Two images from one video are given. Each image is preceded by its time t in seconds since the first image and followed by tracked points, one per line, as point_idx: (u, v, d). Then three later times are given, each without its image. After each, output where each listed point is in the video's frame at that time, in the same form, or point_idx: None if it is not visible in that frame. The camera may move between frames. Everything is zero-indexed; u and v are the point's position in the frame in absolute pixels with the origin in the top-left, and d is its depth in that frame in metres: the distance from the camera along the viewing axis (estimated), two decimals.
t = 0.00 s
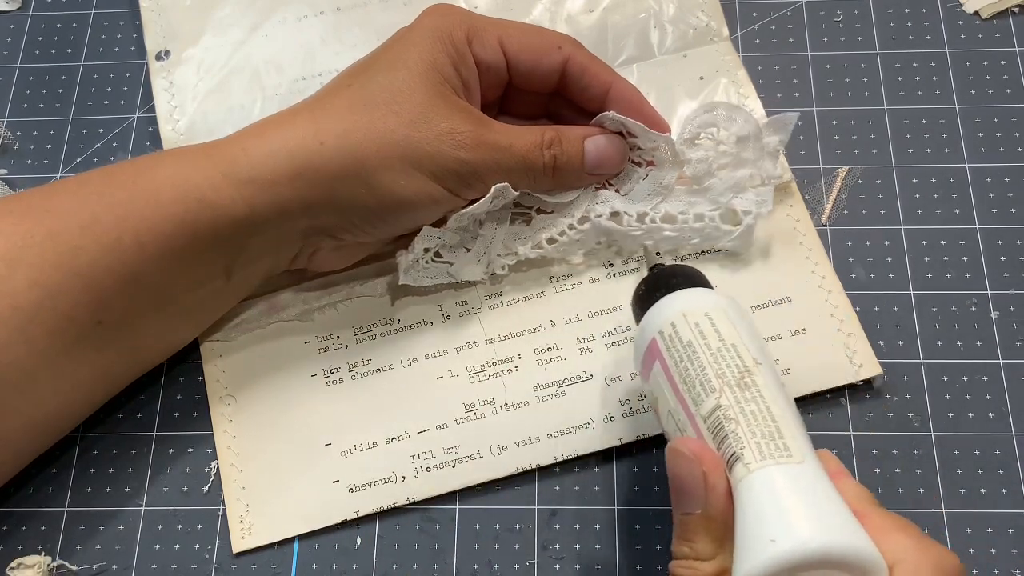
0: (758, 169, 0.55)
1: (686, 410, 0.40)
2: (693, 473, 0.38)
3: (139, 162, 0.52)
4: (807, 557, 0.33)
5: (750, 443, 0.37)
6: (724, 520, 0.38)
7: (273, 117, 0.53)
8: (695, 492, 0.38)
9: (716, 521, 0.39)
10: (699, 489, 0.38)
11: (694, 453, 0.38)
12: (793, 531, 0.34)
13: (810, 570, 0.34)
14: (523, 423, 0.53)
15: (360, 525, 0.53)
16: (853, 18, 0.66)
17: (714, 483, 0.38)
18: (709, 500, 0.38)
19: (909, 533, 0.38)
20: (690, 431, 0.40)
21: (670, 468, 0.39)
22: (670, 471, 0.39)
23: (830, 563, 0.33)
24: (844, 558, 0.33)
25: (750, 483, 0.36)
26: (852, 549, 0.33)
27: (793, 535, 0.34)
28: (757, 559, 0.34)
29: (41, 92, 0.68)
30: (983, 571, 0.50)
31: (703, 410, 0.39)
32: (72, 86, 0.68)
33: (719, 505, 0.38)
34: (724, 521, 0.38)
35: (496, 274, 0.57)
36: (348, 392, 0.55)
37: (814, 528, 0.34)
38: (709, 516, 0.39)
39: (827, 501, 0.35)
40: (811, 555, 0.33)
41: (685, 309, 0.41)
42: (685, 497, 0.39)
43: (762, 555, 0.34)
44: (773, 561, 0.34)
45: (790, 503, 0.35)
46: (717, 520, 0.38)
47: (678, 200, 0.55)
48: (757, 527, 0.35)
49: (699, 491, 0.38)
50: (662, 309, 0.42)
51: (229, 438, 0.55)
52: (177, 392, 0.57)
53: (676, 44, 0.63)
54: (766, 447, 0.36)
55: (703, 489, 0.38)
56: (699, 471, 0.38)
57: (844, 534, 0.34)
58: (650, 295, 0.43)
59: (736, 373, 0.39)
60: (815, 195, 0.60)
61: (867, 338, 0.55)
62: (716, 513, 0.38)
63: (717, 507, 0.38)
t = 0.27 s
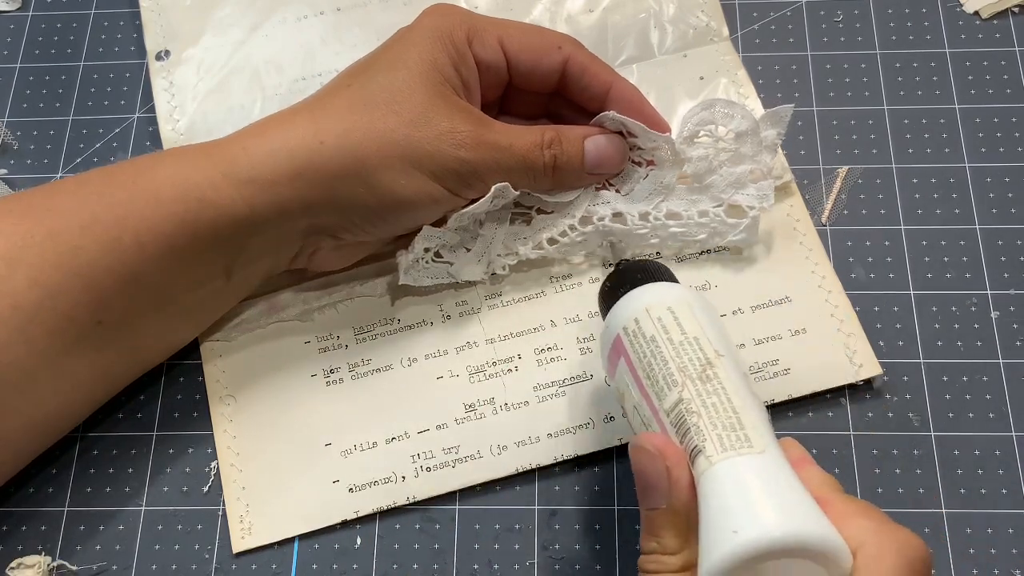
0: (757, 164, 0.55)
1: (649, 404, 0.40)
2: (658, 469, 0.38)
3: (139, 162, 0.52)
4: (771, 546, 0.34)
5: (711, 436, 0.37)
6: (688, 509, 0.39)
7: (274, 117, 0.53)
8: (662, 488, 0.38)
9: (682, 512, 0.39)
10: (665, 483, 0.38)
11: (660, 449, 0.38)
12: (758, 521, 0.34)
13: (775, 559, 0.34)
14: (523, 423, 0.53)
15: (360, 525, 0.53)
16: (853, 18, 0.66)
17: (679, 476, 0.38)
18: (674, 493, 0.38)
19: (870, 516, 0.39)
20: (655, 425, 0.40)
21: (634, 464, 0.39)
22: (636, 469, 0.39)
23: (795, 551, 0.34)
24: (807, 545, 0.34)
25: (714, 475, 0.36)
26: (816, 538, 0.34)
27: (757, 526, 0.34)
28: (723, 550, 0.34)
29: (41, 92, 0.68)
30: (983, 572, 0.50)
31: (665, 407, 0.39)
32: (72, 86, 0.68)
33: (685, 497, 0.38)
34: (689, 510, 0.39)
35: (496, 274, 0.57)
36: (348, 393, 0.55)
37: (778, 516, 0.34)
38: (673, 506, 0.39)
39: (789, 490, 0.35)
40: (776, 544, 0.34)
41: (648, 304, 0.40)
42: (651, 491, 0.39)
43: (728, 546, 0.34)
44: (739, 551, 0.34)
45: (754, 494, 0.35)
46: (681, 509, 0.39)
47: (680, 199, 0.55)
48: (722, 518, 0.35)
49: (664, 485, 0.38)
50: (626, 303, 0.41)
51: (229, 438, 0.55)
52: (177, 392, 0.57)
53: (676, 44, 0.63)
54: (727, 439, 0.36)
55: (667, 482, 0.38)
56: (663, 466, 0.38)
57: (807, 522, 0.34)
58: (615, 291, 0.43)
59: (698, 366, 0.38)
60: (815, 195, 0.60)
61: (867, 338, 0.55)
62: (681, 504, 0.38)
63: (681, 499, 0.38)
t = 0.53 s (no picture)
0: (758, 164, 0.55)
1: (611, 415, 0.40)
2: (622, 483, 0.38)
3: (138, 162, 0.52)
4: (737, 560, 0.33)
5: (674, 451, 0.36)
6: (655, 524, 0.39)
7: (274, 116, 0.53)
8: (629, 502, 0.38)
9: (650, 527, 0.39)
10: (629, 496, 0.38)
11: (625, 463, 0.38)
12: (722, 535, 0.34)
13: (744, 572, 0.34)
14: (523, 423, 0.53)
15: (360, 525, 0.53)
16: (853, 18, 0.66)
17: (644, 491, 0.38)
18: (639, 507, 0.38)
19: (835, 521, 0.39)
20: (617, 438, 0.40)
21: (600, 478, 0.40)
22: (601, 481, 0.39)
23: (762, 562, 0.34)
24: (773, 557, 0.33)
25: (678, 489, 0.36)
26: (787, 549, 0.34)
27: (724, 539, 0.34)
28: (691, 565, 0.34)
29: (41, 92, 0.68)
30: (983, 572, 0.50)
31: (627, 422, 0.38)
32: (72, 86, 0.68)
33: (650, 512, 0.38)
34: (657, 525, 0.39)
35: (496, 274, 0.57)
36: (348, 393, 0.54)
37: (744, 529, 0.34)
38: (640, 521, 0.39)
39: (753, 500, 0.35)
40: (744, 556, 0.33)
41: (605, 317, 0.40)
42: (618, 505, 0.39)
43: (696, 561, 0.34)
44: (707, 567, 0.34)
45: (720, 507, 0.34)
46: (649, 524, 0.39)
47: (679, 199, 0.55)
48: (688, 533, 0.35)
49: (629, 500, 0.38)
50: (586, 316, 0.41)
51: (229, 438, 0.54)
52: (177, 392, 0.57)
53: (676, 44, 0.63)
54: (690, 453, 0.36)
55: (632, 497, 0.38)
56: (628, 480, 0.38)
57: (772, 532, 0.34)
58: (574, 303, 0.43)
59: (659, 378, 0.38)
60: (815, 195, 0.60)
61: (867, 338, 0.55)
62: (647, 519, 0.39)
63: (647, 513, 0.38)
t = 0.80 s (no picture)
0: (758, 163, 0.55)
1: (617, 416, 0.40)
2: (630, 483, 0.38)
3: (139, 162, 0.52)
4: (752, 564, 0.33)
5: (682, 452, 0.36)
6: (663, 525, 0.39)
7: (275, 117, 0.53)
8: (634, 503, 0.38)
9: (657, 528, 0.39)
10: (637, 497, 0.38)
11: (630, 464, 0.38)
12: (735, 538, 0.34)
13: None
14: (523, 423, 0.53)
15: (360, 525, 0.53)
16: (853, 18, 0.66)
17: (651, 492, 0.38)
18: (646, 508, 0.38)
19: (842, 524, 0.39)
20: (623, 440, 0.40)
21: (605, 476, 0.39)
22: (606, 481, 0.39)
23: (774, 567, 0.34)
24: (786, 561, 0.34)
25: (688, 492, 0.36)
26: (796, 552, 0.34)
27: (731, 544, 0.34)
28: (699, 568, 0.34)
29: (41, 92, 0.68)
30: (983, 571, 0.50)
31: (632, 420, 0.38)
32: (72, 86, 0.68)
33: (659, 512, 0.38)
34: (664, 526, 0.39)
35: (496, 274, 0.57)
36: (348, 393, 0.54)
37: (755, 532, 0.34)
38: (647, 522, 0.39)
39: (765, 503, 0.35)
40: (752, 561, 0.33)
41: (611, 314, 0.40)
42: (623, 506, 0.39)
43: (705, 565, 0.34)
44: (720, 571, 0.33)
45: (730, 510, 0.34)
46: (656, 525, 0.39)
47: (680, 199, 0.55)
48: (699, 537, 0.35)
49: (638, 500, 0.38)
50: (592, 311, 0.40)
51: (229, 438, 0.54)
52: (177, 392, 0.57)
53: (676, 44, 0.63)
54: (699, 455, 0.36)
55: (640, 499, 0.38)
56: (635, 482, 0.38)
57: (783, 536, 0.34)
58: (575, 300, 0.42)
59: (665, 378, 0.38)
60: (815, 195, 0.60)
61: (867, 338, 0.55)
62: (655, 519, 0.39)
63: (655, 514, 0.38)
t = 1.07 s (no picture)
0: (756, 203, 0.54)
1: (775, 427, 0.36)
2: None
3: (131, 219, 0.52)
4: None
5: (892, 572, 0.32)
6: None
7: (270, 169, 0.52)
8: None
9: None
10: None
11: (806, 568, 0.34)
12: None
13: None
14: (523, 423, 0.53)
15: (359, 525, 0.53)
16: (853, 18, 0.66)
17: None
18: None
19: None
20: (783, 481, 0.36)
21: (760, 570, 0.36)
22: None
23: None
24: None
25: None
26: None
27: None
28: None
29: (41, 92, 0.68)
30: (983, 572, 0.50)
31: (764, 437, 0.37)
32: (72, 86, 0.68)
33: None
34: None
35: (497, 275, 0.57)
36: (347, 393, 0.55)
37: None
38: None
39: None
40: None
41: (805, 309, 0.36)
42: None
43: None
44: None
45: None
46: None
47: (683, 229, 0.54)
48: None
49: None
50: (767, 307, 0.37)
51: (229, 438, 0.55)
52: (177, 392, 0.57)
53: (676, 44, 0.63)
54: None
55: None
56: None
57: None
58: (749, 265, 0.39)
59: (867, 450, 0.34)
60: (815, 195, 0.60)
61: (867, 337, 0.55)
62: None
63: None
